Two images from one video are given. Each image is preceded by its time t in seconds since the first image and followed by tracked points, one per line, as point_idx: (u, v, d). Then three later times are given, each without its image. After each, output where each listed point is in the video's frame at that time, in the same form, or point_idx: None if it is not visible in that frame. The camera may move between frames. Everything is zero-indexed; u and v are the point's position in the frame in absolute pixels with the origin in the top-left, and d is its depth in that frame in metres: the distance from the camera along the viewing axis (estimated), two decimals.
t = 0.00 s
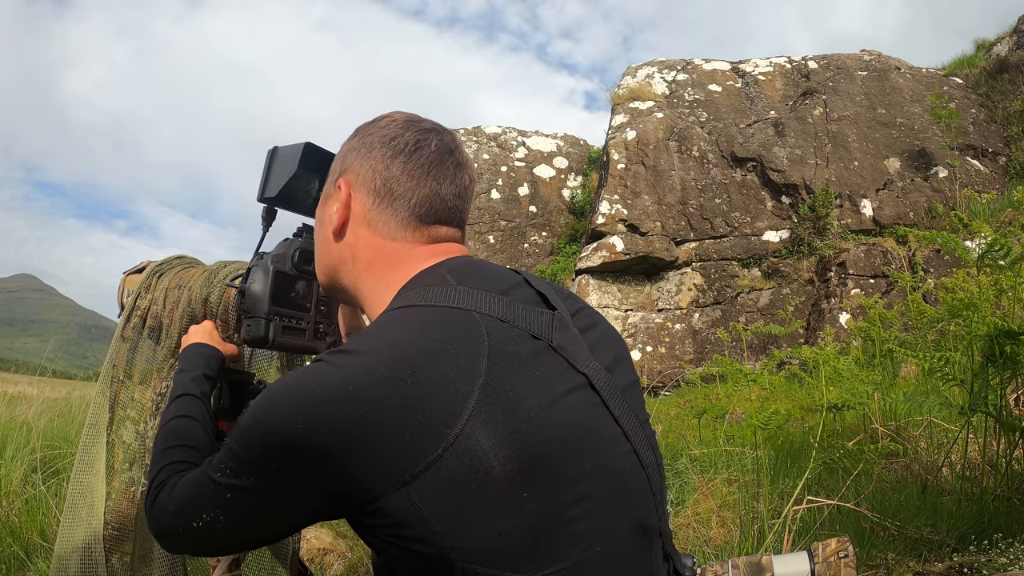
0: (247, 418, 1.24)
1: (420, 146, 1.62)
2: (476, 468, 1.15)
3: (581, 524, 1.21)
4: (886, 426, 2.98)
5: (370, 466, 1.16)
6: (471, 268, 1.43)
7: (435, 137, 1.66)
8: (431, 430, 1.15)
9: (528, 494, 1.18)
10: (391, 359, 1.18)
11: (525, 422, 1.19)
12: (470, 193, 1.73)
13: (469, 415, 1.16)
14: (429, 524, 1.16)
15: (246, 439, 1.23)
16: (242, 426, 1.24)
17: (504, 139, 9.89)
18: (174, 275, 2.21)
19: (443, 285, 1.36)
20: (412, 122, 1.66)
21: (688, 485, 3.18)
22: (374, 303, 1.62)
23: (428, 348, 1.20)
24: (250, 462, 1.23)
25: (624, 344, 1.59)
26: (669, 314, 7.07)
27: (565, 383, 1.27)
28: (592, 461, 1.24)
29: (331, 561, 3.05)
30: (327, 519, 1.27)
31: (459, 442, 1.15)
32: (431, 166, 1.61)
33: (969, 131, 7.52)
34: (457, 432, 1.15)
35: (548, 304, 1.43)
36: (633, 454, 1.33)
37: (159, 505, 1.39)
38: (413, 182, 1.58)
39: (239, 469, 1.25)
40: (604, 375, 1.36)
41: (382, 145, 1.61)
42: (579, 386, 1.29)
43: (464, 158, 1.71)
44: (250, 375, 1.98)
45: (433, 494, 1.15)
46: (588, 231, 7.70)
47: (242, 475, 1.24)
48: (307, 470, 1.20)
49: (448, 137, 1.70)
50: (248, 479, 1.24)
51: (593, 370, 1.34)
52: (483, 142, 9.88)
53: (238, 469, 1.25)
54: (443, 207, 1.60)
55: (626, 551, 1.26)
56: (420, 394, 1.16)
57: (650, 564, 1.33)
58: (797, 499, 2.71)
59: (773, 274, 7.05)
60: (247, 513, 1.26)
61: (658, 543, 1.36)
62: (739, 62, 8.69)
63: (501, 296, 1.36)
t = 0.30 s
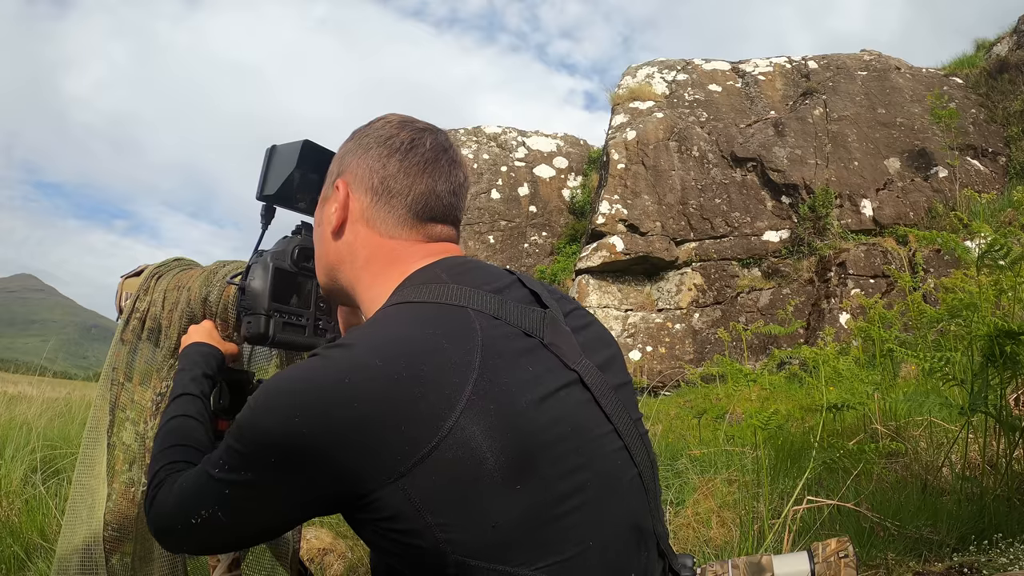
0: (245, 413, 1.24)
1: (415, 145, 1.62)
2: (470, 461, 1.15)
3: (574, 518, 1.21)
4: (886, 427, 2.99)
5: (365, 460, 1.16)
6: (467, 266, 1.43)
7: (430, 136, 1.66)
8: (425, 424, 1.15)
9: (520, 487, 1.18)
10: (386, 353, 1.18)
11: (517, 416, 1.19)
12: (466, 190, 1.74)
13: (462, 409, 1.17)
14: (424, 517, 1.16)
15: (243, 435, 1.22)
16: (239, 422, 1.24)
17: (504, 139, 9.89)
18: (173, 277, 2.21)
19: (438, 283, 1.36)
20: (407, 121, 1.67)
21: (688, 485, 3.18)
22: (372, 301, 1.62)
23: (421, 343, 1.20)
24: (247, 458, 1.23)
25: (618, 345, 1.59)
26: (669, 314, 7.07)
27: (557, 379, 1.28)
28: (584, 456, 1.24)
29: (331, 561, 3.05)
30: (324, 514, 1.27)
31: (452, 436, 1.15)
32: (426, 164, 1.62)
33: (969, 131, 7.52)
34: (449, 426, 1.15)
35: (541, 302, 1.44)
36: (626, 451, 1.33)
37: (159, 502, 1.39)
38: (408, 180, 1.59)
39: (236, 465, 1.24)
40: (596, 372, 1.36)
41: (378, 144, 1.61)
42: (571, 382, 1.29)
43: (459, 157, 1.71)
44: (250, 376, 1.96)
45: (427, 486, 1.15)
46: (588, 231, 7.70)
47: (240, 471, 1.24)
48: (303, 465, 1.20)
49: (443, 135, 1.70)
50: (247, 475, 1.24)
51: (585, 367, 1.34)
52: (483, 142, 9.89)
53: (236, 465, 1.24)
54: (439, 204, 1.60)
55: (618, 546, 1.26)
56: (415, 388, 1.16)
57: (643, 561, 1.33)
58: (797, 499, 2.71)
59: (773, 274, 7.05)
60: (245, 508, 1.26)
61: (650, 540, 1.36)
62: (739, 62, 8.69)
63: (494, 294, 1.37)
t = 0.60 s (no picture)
0: (245, 416, 1.24)
1: (413, 143, 1.62)
2: (469, 461, 1.15)
3: (573, 517, 1.21)
4: (886, 426, 2.99)
5: (365, 460, 1.16)
6: (465, 266, 1.44)
7: (428, 134, 1.66)
8: (425, 424, 1.15)
9: (520, 486, 1.18)
10: (386, 354, 1.18)
11: (516, 416, 1.19)
12: (464, 188, 1.74)
13: (461, 409, 1.16)
14: (423, 517, 1.16)
15: (244, 437, 1.22)
16: (240, 425, 1.24)
17: (504, 139, 9.89)
18: (172, 277, 2.21)
19: (437, 284, 1.36)
20: (405, 119, 1.67)
21: (688, 485, 3.17)
22: (371, 301, 1.62)
23: (420, 344, 1.20)
24: (249, 461, 1.23)
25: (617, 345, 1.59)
26: (669, 314, 7.07)
27: (556, 379, 1.28)
28: (583, 456, 1.24)
29: (331, 561, 3.05)
30: (325, 516, 1.27)
31: (452, 436, 1.15)
32: (424, 162, 1.62)
33: (969, 131, 7.52)
34: (448, 426, 1.15)
35: (540, 302, 1.44)
36: (624, 451, 1.33)
37: (163, 506, 1.39)
38: (406, 178, 1.59)
39: (237, 467, 1.24)
40: (595, 372, 1.36)
41: (376, 143, 1.61)
42: (570, 382, 1.29)
43: (457, 155, 1.71)
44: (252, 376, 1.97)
45: (427, 486, 1.15)
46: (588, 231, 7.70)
47: (242, 474, 1.24)
48: (304, 467, 1.20)
49: (441, 133, 1.70)
50: (248, 477, 1.24)
51: (583, 367, 1.34)
52: (483, 142, 9.88)
53: (238, 468, 1.24)
54: (437, 203, 1.61)
55: (617, 545, 1.26)
56: (414, 388, 1.16)
57: (642, 561, 1.32)
58: (797, 499, 2.71)
59: (774, 274, 7.05)
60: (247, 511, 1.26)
61: (649, 540, 1.36)
62: (739, 62, 8.70)
63: (493, 295, 1.37)
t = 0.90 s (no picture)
0: (245, 417, 1.24)
1: (414, 140, 1.62)
2: (471, 464, 1.15)
3: (575, 519, 1.21)
4: (886, 426, 2.99)
5: (367, 463, 1.16)
6: (466, 266, 1.44)
7: (428, 131, 1.66)
8: (426, 427, 1.15)
9: (523, 489, 1.18)
10: (387, 356, 1.18)
11: (518, 418, 1.19)
12: (465, 186, 1.74)
13: (463, 411, 1.17)
14: (426, 521, 1.16)
15: (244, 439, 1.22)
16: (240, 427, 1.24)
17: (504, 139, 9.89)
18: (173, 277, 2.22)
19: (439, 284, 1.36)
20: (405, 117, 1.67)
21: (688, 485, 3.18)
22: (371, 300, 1.62)
23: (421, 346, 1.20)
24: (249, 463, 1.23)
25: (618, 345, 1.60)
26: (669, 314, 7.07)
27: (557, 381, 1.28)
28: (585, 457, 1.25)
29: (331, 561, 3.05)
30: (325, 518, 1.27)
31: (453, 439, 1.15)
32: (425, 159, 1.61)
33: (969, 131, 7.52)
34: (450, 429, 1.15)
35: (540, 302, 1.44)
36: (627, 450, 1.33)
37: (162, 505, 1.39)
38: (407, 176, 1.58)
39: (237, 469, 1.24)
40: (596, 372, 1.36)
41: (377, 140, 1.61)
42: (571, 382, 1.30)
43: (458, 153, 1.71)
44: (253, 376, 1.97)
45: (430, 489, 1.15)
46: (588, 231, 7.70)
47: (242, 476, 1.24)
48: (304, 470, 1.20)
49: (441, 129, 1.70)
50: (249, 479, 1.23)
51: (584, 367, 1.34)
52: (483, 142, 9.88)
53: (238, 470, 1.24)
54: (438, 201, 1.61)
55: (620, 546, 1.27)
56: (416, 391, 1.16)
57: (643, 560, 1.33)
58: (797, 499, 2.71)
59: (773, 274, 7.05)
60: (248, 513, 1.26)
61: (650, 539, 1.36)
62: (739, 62, 8.70)
63: (494, 295, 1.37)
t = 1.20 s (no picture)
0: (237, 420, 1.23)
1: (408, 136, 1.63)
2: (478, 491, 1.14)
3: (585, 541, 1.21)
4: (886, 426, 2.99)
5: (368, 483, 1.15)
6: (466, 267, 1.44)
7: (424, 126, 1.67)
8: (431, 450, 1.14)
9: (531, 515, 1.17)
10: (390, 373, 1.16)
11: (527, 439, 1.19)
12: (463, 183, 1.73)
13: (470, 434, 1.15)
14: (430, 547, 1.15)
15: (234, 443, 1.22)
16: (234, 435, 1.22)
17: (504, 139, 9.89)
18: (179, 273, 2.23)
19: (443, 288, 1.35)
20: (400, 112, 1.67)
21: (688, 485, 3.17)
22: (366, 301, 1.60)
23: (424, 360, 1.19)
24: (239, 468, 1.22)
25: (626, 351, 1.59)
26: (669, 314, 7.07)
27: (565, 395, 1.27)
28: (595, 478, 1.25)
29: (331, 561, 3.06)
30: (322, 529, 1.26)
31: (459, 465, 1.14)
32: (420, 154, 1.62)
33: (969, 131, 7.52)
34: (457, 452, 1.14)
35: (547, 309, 1.43)
36: (637, 465, 1.33)
37: (153, 495, 1.39)
38: (402, 171, 1.59)
39: (230, 475, 1.23)
40: (605, 383, 1.35)
41: (371, 136, 1.61)
42: (579, 397, 1.29)
43: (454, 148, 1.72)
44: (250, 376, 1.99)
45: (435, 516, 1.14)
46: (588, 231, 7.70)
47: (232, 481, 1.24)
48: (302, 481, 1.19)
49: (437, 125, 1.71)
50: (241, 486, 1.23)
51: (593, 378, 1.34)
52: (483, 142, 9.88)
53: (230, 475, 1.24)
54: (434, 197, 1.60)
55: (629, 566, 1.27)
56: (420, 412, 1.15)
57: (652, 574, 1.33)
58: (797, 499, 2.71)
59: (773, 274, 7.05)
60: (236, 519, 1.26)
61: (658, 551, 1.37)
62: (739, 62, 8.70)
63: (499, 300, 1.36)
